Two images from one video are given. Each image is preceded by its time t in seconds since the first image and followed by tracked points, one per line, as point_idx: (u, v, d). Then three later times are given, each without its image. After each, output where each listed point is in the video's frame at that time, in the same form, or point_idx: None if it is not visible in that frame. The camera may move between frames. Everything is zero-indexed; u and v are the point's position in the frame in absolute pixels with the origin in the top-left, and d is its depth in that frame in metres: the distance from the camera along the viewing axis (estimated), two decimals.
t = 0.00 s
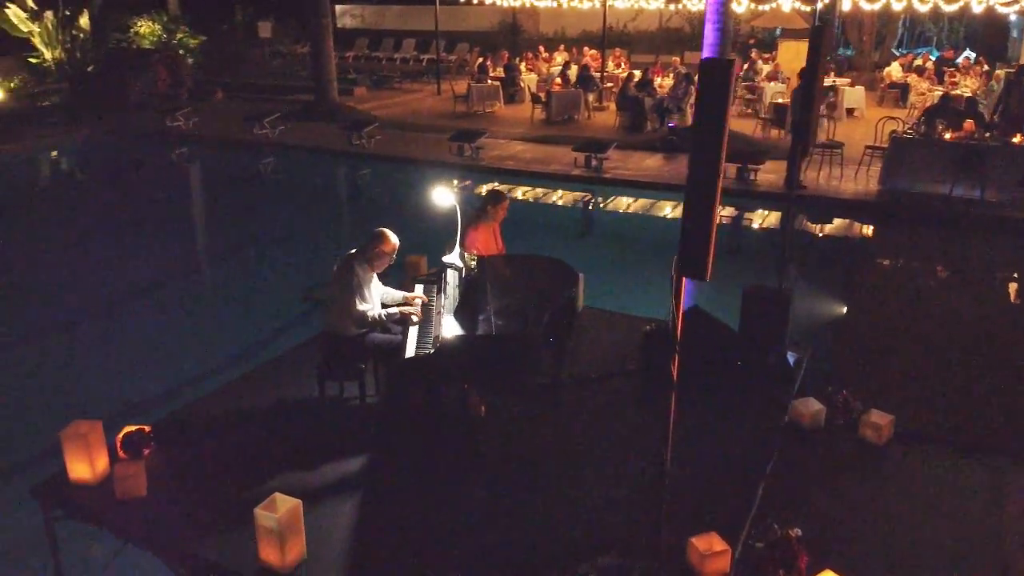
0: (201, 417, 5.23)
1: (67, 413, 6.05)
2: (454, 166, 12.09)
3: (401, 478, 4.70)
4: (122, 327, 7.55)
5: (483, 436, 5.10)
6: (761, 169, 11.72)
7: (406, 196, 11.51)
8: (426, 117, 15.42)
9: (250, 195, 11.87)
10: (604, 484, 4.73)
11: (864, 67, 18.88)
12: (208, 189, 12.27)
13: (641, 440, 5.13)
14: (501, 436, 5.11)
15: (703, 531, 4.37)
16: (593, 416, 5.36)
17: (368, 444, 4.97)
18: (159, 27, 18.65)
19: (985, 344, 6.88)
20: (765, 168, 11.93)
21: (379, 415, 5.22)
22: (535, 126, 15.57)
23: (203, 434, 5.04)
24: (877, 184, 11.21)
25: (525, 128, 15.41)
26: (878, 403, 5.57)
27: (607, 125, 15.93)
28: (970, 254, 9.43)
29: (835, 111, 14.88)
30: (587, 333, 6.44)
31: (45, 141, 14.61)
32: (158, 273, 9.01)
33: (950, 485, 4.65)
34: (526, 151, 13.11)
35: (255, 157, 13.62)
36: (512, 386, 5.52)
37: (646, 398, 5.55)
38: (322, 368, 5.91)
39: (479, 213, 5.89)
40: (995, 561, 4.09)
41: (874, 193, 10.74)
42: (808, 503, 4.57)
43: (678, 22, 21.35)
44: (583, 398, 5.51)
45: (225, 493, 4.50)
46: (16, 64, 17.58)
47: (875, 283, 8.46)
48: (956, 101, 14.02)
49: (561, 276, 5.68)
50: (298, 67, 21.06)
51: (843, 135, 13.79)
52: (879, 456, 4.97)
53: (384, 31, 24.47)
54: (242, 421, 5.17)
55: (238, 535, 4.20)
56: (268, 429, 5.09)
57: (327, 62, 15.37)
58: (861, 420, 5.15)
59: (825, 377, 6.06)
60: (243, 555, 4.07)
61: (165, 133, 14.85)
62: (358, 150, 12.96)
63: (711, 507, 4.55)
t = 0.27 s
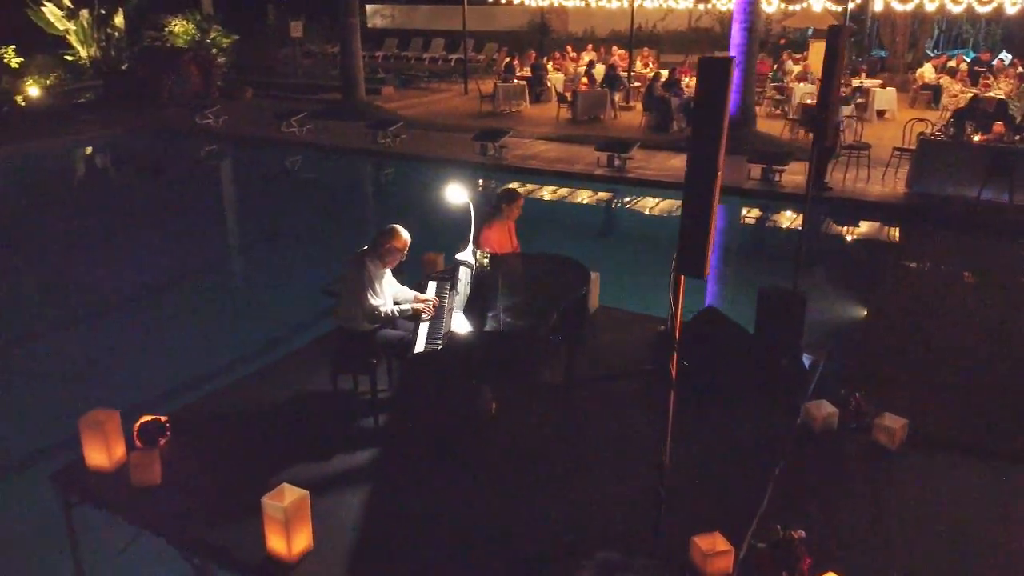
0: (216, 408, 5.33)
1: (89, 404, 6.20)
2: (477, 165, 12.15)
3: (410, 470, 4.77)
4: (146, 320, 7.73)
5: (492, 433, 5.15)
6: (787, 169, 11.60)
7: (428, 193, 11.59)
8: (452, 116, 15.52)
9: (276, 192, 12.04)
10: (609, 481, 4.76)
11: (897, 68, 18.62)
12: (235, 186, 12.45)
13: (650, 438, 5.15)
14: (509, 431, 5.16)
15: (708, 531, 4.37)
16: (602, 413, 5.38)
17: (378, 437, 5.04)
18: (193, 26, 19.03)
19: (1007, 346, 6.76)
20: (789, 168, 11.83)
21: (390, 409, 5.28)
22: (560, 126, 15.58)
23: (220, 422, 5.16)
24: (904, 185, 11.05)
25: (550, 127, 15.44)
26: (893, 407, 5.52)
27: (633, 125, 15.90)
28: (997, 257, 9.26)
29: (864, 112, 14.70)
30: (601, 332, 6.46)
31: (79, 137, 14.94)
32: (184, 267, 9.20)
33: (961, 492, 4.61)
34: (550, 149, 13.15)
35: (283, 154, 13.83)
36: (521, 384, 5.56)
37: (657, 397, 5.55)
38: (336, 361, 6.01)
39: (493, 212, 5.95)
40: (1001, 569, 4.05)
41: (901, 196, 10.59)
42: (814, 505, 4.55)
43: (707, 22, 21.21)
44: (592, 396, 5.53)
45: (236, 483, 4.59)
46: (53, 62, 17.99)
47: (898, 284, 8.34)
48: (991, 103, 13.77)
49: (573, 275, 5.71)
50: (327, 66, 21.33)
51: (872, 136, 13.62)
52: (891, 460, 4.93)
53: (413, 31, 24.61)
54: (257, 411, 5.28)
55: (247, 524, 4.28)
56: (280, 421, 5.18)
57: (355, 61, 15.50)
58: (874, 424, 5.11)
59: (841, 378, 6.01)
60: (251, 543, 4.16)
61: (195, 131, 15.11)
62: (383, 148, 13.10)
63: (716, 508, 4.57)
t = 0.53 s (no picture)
0: (228, 401, 5.41)
1: (106, 398, 6.32)
2: (496, 163, 12.20)
3: (415, 464, 4.82)
4: (165, 315, 7.87)
5: (498, 429, 5.18)
6: (808, 171, 11.50)
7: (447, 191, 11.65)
8: (473, 115, 15.58)
9: (298, 190, 12.18)
10: (612, 478, 4.78)
11: (926, 68, 18.37)
12: (258, 184, 12.60)
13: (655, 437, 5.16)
14: (515, 428, 5.19)
15: (709, 530, 4.37)
16: (608, 411, 5.39)
17: (385, 430, 5.09)
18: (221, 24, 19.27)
19: None
20: (811, 169, 11.73)
21: (398, 404, 5.33)
22: (582, 126, 15.58)
23: (231, 414, 5.25)
24: (928, 187, 10.90)
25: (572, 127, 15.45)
26: (904, 410, 5.47)
27: (655, 125, 15.85)
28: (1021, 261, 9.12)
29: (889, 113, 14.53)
30: (611, 331, 6.46)
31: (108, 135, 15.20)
32: (205, 263, 9.34)
33: (968, 497, 4.56)
34: (570, 148, 13.16)
35: (306, 152, 13.98)
36: (528, 381, 5.59)
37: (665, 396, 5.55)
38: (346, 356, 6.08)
39: (504, 210, 6.00)
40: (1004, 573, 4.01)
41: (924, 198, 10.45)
42: (818, 507, 4.53)
43: (734, 22, 21.05)
44: (600, 394, 5.55)
45: (244, 475, 4.66)
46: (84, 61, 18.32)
47: (918, 284, 8.23)
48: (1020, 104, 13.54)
49: (581, 273, 5.73)
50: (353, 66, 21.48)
51: (896, 137, 13.45)
52: (899, 464, 4.89)
53: (439, 30, 24.67)
54: (267, 404, 5.36)
55: (253, 514, 4.35)
56: (290, 415, 5.25)
57: (379, 60, 15.60)
58: (883, 427, 5.07)
59: (852, 380, 5.97)
60: (257, 533, 4.23)
61: (220, 129, 15.31)
62: (404, 147, 13.19)
63: (718, 507, 4.57)
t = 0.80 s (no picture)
0: (239, 395, 5.49)
1: (123, 390, 6.44)
2: (516, 163, 12.21)
3: (420, 460, 4.85)
4: (183, 310, 8.00)
5: (504, 426, 5.20)
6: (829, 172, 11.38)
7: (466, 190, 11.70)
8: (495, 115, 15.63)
9: (319, 188, 12.29)
10: (616, 477, 4.78)
11: (956, 69, 18.09)
12: (280, 183, 12.75)
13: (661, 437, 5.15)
14: (521, 425, 5.21)
15: (711, 530, 4.36)
16: (615, 411, 5.39)
17: (392, 427, 5.14)
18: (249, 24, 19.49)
19: None
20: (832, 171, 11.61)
21: (407, 401, 5.38)
22: (604, 126, 15.55)
23: (241, 408, 5.33)
24: (952, 189, 10.74)
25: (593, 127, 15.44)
26: (916, 414, 5.41)
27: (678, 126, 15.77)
28: None
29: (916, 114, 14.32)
30: (622, 331, 6.46)
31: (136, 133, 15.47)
32: (225, 260, 9.47)
33: (976, 503, 4.51)
34: (590, 148, 13.15)
35: (328, 151, 14.10)
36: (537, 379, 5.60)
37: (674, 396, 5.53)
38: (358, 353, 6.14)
39: (516, 209, 6.04)
40: None
41: (947, 200, 10.30)
42: (822, 510, 4.51)
43: (760, 22, 20.88)
44: (608, 393, 5.55)
45: (253, 467, 4.74)
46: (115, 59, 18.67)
47: (937, 288, 8.12)
48: None
49: (591, 272, 5.74)
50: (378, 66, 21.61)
51: (922, 139, 13.27)
52: (908, 467, 4.85)
53: (464, 30, 24.74)
54: (278, 399, 5.43)
55: (260, 507, 4.43)
56: (299, 409, 5.32)
57: (402, 62, 15.67)
58: (893, 430, 5.02)
59: (865, 384, 5.91)
60: (262, 525, 4.29)
61: (246, 128, 15.53)
62: (424, 146, 13.26)
63: (722, 508, 4.55)
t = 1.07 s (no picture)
0: (249, 388, 5.58)
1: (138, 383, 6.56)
2: (535, 162, 12.22)
3: (424, 455, 4.89)
4: (201, 306, 8.12)
5: (510, 423, 5.22)
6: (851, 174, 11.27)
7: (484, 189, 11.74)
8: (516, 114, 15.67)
9: (339, 186, 12.40)
10: (620, 475, 4.79)
11: (985, 71, 17.81)
12: (301, 180, 12.89)
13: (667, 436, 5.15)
14: (527, 423, 5.23)
15: (713, 529, 4.35)
16: (621, 409, 5.39)
17: (398, 422, 5.18)
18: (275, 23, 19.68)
19: None
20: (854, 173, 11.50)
21: (415, 396, 5.43)
22: (626, 125, 15.51)
23: (251, 402, 5.40)
24: (975, 192, 10.59)
25: (614, 126, 15.43)
26: (927, 418, 5.36)
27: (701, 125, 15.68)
28: None
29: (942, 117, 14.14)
30: (632, 330, 6.46)
31: (163, 131, 15.73)
32: (243, 256, 9.59)
33: (984, 508, 4.46)
34: (610, 148, 13.14)
35: (350, 149, 14.21)
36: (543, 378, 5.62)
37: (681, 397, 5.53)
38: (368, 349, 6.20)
39: (526, 207, 6.09)
40: None
41: (971, 203, 10.16)
42: (826, 512, 4.48)
43: (787, 22, 20.70)
44: (615, 392, 5.55)
45: (262, 458, 4.82)
46: (144, 58, 18.99)
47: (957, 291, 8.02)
48: None
49: (599, 271, 5.75)
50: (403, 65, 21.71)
51: (947, 142, 13.09)
52: (916, 471, 4.81)
53: (489, 29, 24.80)
54: (287, 393, 5.50)
55: (267, 498, 4.50)
56: (309, 403, 5.39)
57: (425, 61, 15.75)
58: (902, 433, 4.98)
59: (876, 387, 5.86)
60: (267, 515, 4.36)
61: (270, 126, 15.72)
62: (444, 145, 13.32)
63: (725, 508, 4.54)
